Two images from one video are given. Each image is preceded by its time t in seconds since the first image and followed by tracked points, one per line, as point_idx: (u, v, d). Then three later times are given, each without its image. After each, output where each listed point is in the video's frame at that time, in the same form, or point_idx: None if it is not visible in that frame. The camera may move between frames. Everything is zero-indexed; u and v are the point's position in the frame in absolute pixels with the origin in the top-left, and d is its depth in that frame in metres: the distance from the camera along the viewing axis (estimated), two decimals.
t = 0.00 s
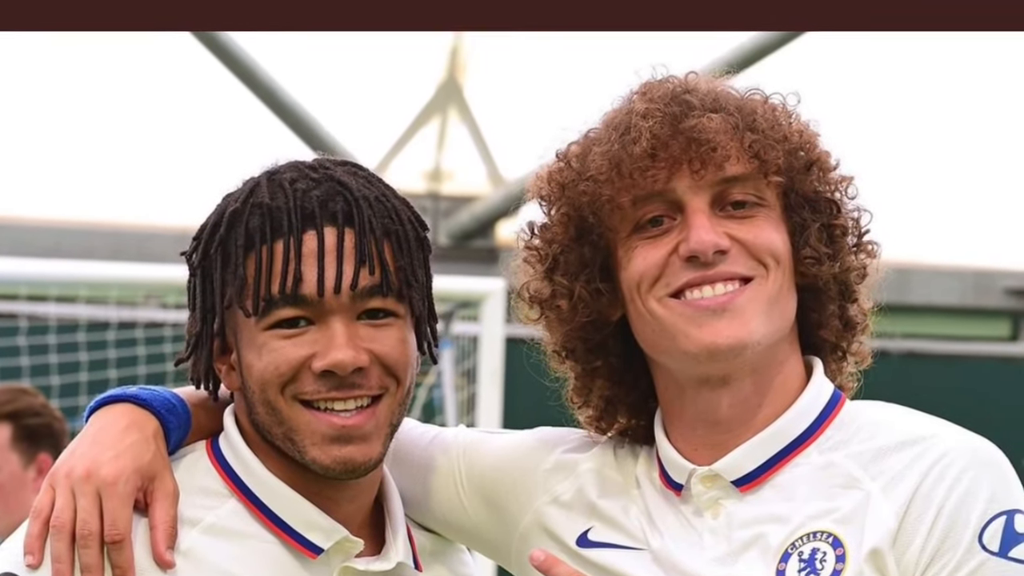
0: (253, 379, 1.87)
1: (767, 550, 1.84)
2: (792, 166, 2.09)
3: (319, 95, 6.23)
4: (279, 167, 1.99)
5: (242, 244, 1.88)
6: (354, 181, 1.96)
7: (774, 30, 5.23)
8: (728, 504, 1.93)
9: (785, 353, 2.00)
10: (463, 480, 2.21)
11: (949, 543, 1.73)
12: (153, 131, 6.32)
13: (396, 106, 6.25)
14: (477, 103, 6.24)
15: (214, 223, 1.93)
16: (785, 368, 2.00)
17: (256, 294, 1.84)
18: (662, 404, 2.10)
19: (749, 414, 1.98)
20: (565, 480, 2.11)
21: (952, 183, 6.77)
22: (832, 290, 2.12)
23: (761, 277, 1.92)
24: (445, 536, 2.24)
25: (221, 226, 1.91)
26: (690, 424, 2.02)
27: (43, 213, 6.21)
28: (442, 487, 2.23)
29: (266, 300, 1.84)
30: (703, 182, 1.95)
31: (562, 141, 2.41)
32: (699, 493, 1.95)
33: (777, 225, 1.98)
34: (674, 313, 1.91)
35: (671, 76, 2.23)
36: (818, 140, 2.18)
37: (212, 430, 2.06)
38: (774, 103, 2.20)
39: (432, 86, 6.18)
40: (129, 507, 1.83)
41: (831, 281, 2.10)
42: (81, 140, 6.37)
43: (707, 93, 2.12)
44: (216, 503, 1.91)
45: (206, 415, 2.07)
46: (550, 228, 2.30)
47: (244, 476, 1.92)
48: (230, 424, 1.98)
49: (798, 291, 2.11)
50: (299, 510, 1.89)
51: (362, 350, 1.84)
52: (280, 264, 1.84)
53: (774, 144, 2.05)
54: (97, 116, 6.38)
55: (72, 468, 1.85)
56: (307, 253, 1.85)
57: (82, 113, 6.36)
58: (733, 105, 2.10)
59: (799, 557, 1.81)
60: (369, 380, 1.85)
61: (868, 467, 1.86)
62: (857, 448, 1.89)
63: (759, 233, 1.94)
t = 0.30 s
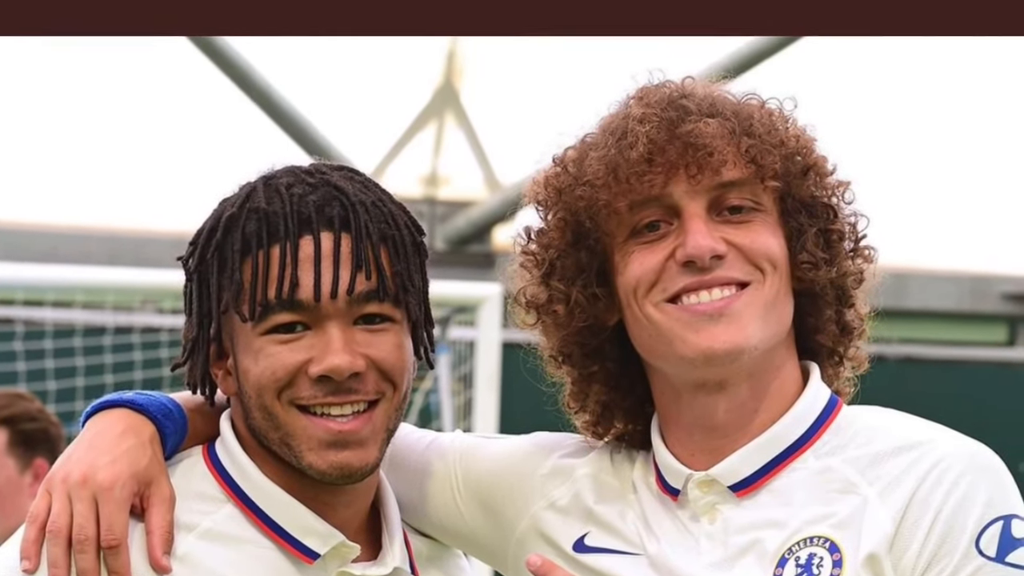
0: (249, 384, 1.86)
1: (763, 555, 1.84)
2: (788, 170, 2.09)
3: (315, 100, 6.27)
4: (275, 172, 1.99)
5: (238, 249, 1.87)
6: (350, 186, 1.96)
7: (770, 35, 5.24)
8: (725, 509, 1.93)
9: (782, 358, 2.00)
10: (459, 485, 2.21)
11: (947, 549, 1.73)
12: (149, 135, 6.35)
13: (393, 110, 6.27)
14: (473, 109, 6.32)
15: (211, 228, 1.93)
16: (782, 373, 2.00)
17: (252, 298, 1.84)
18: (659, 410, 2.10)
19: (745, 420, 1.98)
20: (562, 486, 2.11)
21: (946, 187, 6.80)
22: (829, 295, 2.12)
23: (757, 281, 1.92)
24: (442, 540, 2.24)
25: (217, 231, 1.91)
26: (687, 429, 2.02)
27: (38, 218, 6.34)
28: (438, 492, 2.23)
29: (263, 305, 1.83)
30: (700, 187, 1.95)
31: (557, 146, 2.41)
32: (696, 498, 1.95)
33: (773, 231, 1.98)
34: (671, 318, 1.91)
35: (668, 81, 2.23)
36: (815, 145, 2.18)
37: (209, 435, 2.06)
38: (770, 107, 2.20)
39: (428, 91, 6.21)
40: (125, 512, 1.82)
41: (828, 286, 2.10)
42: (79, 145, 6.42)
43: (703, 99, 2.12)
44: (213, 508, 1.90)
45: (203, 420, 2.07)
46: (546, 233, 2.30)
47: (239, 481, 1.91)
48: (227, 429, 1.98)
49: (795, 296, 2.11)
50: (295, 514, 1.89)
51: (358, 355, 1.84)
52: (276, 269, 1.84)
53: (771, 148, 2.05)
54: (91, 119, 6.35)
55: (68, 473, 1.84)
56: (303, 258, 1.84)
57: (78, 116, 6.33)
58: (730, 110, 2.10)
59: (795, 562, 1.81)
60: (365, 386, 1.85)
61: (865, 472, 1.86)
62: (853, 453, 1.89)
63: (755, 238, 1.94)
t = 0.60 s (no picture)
0: (246, 390, 1.86)
1: (760, 561, 1.84)
2: (786, 175, 2.09)
3: (310, 105, 6.29)
4: (271, 177, 1.99)
5: (234, 254, 1.87)
6: (347, 191, 1.96)
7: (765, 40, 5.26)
8: (722, 514, 1.92)
9: (779, 363, 2.00)
10: (456, 490, 2.21)
11: (944, 554, 1.73)
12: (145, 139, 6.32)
13: (389, 115, 6.28)
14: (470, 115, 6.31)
15: (207, 233, 1.93)
16: (779, 378, 2.00)
17: (249, 303, 1.84)
18: (656, 416, 2.10)
19: (742, 425, 1.97)
20: (558, 491, 2.11)
21: (941, 191, 6.82)
22: (826, 300, 2.12)
23: (754, 287, 1.92)
24: (438, 545, 2.24)
25: (214, 236, 1.91)
26: (684, 435, 2.02)
27: (45, 224, 6.54)
28: (434, 498, 2.22)
29: (259, 310, 1.83)
30: (696, 192, 1.95)
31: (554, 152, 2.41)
32: (692, 503, 1.94)
33: (770, 236, 1.98)
34: (668, 323, 1.91)
35: (665, 85, 2.24)
36: (812, 150, 2.18)
37: (205, 441, 2.05)
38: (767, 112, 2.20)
39: (424, 98, 6.20)
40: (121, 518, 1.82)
41: (824, 291, 2.10)
42: (70, 145, 6.33)
43: (700, 104, 2.12)
44: (209, 513, 1.90)
45: (199, 425, 2.07)
46: (542, 238, 2.30)
47: (236, 486, 1.91)
48: (223, 434, 1.97)
49: (792, 301, 2.12)
50: (292, 520, 1.89)
51: (355, 360, 1.83)
52: (273, 274, 1.84)
53: (768, 153, 2.06)
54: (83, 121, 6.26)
55: (65, 478, 1.84)
56: (300, 263, 1.84)
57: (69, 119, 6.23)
58: (727, 115, 2.10)
59: (792, 567, 1.81)
60: (362, 391, 1.85)
61: (862, 477, 1.86)
62: (850, 458, 1.89)
63: (752, 242, 1.94)
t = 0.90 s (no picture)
0: (243, 395, 1.86)
1: (756, 566, 1.83)
2: (782, 180, 2.09)
3: (307, 109, 6.29)
4: (268, 182, 1.98)
5: (231, 259, 1.87)
6: (344, 196, 1.96)
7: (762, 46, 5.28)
8: (719, 519, 1.92)
9: (775, 368, 2.00)
10: (452, 496, 2.21)
11: (941, 560, 1.73)
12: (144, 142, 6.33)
13: (386, 119, 6.30)
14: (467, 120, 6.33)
15: (203, 238, 1.93)
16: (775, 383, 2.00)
17: (245, 308, 1.83)
18: (653, 422, 2.10)
19: (739, 430, 1.97)
20: (555, 496, 2.10)
21: (937, 197, 6.85)
22: (822, 305, 2.12)
23: (751, 291, 1.92)
24: (435, 550, 2.24)
25: (210, 241, 1.91)
26: (681, 439, 2.02)
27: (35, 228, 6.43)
28: (430, 503, 2.22)
29: (256, 315, 1.83)
30: (693, 198, 1.95)
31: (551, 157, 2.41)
32: (689, 508, 1.94)
33: (767, 240, 1.98)
34: (665, 328, 1.91)
35: (661, 90, 2.24)
36: (808, 155, 2.19)
37: (201, 446, 2.05)
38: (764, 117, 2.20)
39: (421, 101, 6.22)
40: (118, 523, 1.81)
41: (821, 296, 2.10)
42: (67, 149, 6.34)
43: (696, 109, 2.12)
44: (206, 518, 1.90)
45: (196, 430, 2.06)
46: (539, 243, 2.30)
47: (233, 491, 1.90)
48: (220, 438, 1.97)
49: (789, 306, 2.12)
50: (288, 525, 1.88)
51: (351, 365, 1.83)
52: (269, 279, 1.84)
53: (764, 158, 2.06)
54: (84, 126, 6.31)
55: (61, 483, 1.83)
56: (296, 267, 1.84)
57: (71, 122, 6.28)
58: (723, 120, 2.10)
59: (789, 572, 1.80)
60: (358, 396, 1.85)
61: (858, 482, 1.86)
62: (847, 463, 1.89)
63: (749, 247, 1.94)
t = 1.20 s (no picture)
0: (239, 400, 1.85)
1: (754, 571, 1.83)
2: (779, 185, 2.09)
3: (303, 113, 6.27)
4: (264, 187, 1.98)
5: (227, 264, 1.87)
6: (340, 201, 1.96)
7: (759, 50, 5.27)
8: (715, 524, 1.92)
9: (772, 373, 2.00)
10: (449, 501, 2.20)
11: (938, 565, 1.73)
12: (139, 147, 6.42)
13: (382, 125, 6.32)
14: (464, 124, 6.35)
15: (200, 243, 1.93)
16: (772, 389, 2.00)
17: (242, 313, 1.83)
18: (649, 427, 2.10)
19: (735, 434, 1.97)
20: (552, 501, 2.10)
21: (934, 202, 6.87)
22: (819, 310, 2.12)
23: (748, 296, 1.92)
24: (431, 555, 2.24)
25: (207, 246, 1.91)
26: (678, 444, 2.02)
27: (28, 233, 6.33)
28: (427, 508, 2.22)
29: (252, 320, 1.83)
30: (690, 203, 1.96)
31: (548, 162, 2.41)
32: (686, 513, 1.94)
33: (764, 246, 1.98)
34: (662, 334, 1.91)
35: (658, 95, 2.24)
36: (805, 161, 2.19)
37: (198, 451, 2.04)
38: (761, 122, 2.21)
39: (418, 106, 6.25)
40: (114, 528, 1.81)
41: (818, 301, 2.10)
42: (68, 157, 6.41)
43: (693, 114, 2.13)
44: (203, 523, 1.89)
45: (192, 436, 2.06)
46: (536, 247, 2.30)
47: (229, 495, 1.90)
48: (216, 444, 1.96)
49: (786, 311, 2.12)
50: (284, 530, 1.88)
51: (348, 370, 1.83)
52: (266, 283, 1.83)
53: (761, 163, 2.06)
54: (82, 131, 6.37)
55: (58, 488, 1.83)
56: (293, 272, 1.84)
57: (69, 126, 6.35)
58: (720, 125, 2.10)
59: None
60: (355, 401, 1.84)
61: (855, 487, 1.86)
62: (844, 468, 1.89)
63: (746, 253, 1.95)
